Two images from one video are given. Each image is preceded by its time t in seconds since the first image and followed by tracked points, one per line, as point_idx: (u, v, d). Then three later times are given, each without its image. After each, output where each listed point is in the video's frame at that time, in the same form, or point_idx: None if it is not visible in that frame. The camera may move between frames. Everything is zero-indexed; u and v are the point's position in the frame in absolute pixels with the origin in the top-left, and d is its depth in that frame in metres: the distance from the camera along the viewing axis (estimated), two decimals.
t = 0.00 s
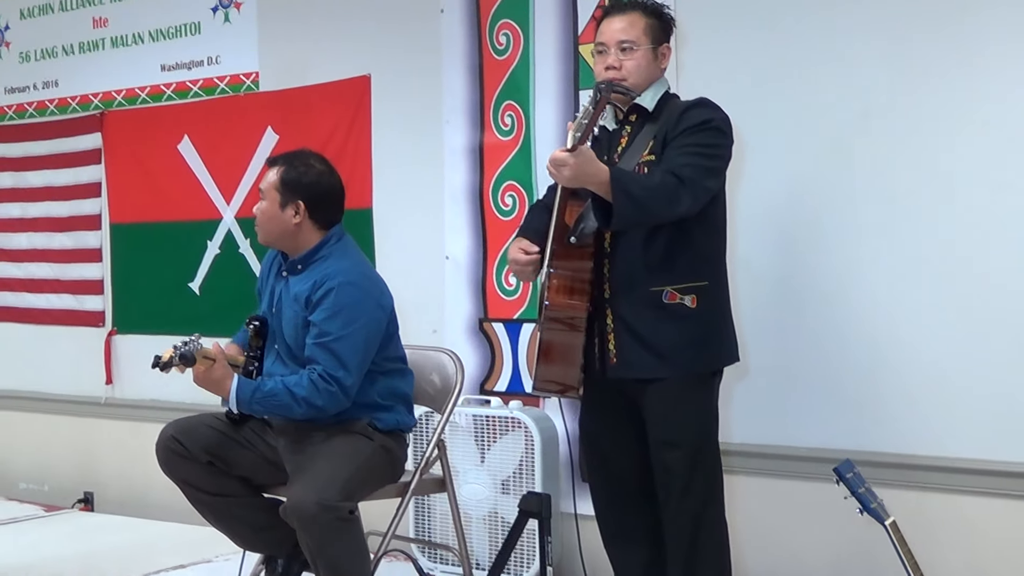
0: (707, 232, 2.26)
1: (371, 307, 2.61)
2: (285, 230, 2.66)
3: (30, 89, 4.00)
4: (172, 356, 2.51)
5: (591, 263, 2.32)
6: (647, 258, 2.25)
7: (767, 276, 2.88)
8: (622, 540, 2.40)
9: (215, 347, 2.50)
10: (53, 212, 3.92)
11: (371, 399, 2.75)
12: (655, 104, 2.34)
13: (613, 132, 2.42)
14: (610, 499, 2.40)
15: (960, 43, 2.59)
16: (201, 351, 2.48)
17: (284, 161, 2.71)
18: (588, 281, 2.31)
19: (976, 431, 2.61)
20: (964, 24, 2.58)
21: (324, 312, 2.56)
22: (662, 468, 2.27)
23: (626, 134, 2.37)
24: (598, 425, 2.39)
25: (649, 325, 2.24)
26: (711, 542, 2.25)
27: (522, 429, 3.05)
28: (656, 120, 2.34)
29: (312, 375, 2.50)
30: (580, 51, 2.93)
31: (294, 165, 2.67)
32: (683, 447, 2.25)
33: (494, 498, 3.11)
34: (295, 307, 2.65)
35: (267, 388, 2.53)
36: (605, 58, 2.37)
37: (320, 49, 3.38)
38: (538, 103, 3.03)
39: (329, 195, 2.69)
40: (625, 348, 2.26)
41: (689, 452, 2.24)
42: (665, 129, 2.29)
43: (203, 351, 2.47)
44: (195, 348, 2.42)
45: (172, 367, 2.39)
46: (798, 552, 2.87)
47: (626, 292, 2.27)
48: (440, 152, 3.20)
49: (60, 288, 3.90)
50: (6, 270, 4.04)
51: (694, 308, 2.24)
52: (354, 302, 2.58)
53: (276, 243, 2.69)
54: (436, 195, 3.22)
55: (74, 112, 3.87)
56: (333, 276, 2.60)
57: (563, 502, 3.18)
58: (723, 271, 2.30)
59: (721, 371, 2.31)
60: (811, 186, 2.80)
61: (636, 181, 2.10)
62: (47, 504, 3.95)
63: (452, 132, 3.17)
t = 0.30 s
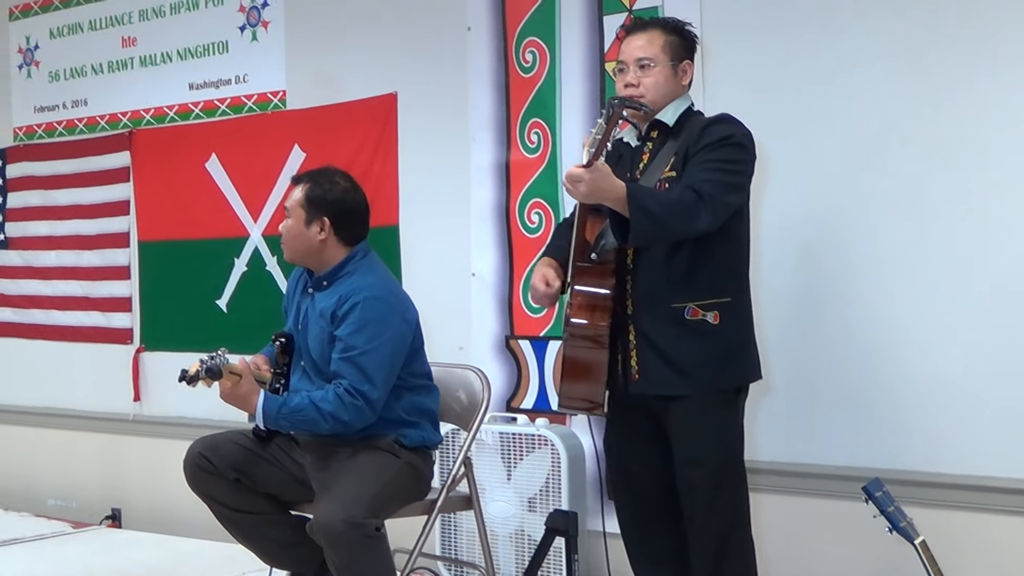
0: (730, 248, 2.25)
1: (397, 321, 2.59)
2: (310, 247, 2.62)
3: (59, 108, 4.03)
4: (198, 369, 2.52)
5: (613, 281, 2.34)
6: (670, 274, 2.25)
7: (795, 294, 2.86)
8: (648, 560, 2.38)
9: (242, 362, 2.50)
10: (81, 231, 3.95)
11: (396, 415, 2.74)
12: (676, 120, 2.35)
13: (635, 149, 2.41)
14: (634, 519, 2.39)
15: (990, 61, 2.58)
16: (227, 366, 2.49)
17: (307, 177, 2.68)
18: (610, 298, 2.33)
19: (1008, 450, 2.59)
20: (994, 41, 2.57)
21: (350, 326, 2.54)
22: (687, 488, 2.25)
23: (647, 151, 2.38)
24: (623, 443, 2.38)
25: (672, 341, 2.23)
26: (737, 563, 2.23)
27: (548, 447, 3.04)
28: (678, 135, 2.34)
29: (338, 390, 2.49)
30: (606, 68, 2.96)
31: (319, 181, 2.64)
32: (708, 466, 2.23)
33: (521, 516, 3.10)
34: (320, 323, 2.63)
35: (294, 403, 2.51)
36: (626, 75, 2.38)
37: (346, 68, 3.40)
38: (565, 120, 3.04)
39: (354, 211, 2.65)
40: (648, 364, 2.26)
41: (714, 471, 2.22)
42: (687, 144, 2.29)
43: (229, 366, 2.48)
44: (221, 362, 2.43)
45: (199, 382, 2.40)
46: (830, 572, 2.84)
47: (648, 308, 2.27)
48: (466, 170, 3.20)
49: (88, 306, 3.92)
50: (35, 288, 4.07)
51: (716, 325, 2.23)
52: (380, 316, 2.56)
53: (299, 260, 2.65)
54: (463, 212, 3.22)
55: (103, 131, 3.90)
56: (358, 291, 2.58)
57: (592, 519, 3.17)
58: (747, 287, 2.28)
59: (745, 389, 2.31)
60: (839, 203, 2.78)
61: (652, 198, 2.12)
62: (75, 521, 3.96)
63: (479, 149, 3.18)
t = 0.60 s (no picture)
0: (752, 264, 2.24)
1: (424, 337, 2.57)
2: (363, 266, 2.64)
3: (85, 124, 4.05)
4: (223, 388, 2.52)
5: (633, 298, 2.34)
6: (690, 288, 2.24)
7: (822, 309, 2.84)
8: None
9: (267, 380, 2.49)
10: (108, 246, 3.97)
11: (422, 431, 2.73)
12: (697, 135, 2.35)
13: (656, 164, 2.43)
14: (656, 535, 2.38)
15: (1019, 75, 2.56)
16: (253, 384, 2.48)
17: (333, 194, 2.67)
18: (630, 315, 2.33)
19: None
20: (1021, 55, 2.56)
21: (376, 343, 2.53)
22: (708, 504, 2.25)
23: (668, 166, 2.39)
24: (650, 460, 2.38)
25: (693, 356, 2.23)
26: None
27: (573, 462, 3.03)
28: (699, 149, 2.34)
29: (364, 406, 2.48)
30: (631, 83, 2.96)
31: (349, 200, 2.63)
32: (728, 482, 2.22)
33: (546, 531, 3.09)
34: (346, 339, 2.63)
35: (319, 420, 2.51)
36: (647, 91, 2.38)
37: (371, 83, 3.41)
38: (589, 135, 3.04)
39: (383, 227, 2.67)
40: (668, 380, 2.25)
41: (735, 488, 2.22)
42: (707, 158, 2.28)
43: (255, 385, 2.47)
44: (247, 382, 2.42)
45: (225, 401, 2.39)
46: None
47: (669, 323, 2.26)
48: (490, 185, 3.21)
49: (114, 321, 3.94)
50: (61, 302, 4.08)
51: (737, 340, 2.22)
52: (407, 332, 2.55)
53: (351, 282, 2.65)
54: (488, 227, 3.22)
55: (129, 146, 3.93)
56: (385, 307, 2.58)
57: (617, 534, 3.17)
58: (769, 303, 2.27)
59: (769, 405, 2.29)
60: (867, 218, 2.77)
61: (672, 213, 2.12)
62: (101, 535, 3.97)
63: (503, 164, 3.18)
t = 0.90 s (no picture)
0: (771, 276, 2.23)
1: (443, 349, 2.57)
2: (386, 277, 2.64)
3: (106, 136, 4.07)
4: (242, 400, 2.52)
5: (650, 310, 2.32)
6: (709, 301, 2.24)
7: (843, 322, 2.83)
8: None
9: (285, 391, 2.49)
10: (129, 257, 3.99)
11: (442, 443, 2.73)
12: (717, 149, 2.34)
13: (673, 177, 2.41)
14: (675, 548, 2.37)
15: None
16: (271, 396, 2.47)
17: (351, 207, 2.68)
18: (647, 327, 2.32)
19: None
20: None
21: (398, 355, 2.53)
22: (728, 516, 2.23)
23: (686, 178, 2.38)
24: (671, 474, 2.37)
25: (711, 370, 2.22)
26: None
27: (593, 473, 3.02)
28: (717, 162, 2.33)
29: (387, 417, 2.48)
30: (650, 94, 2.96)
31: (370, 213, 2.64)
32: (748, 494, 2.21)
33: (565, 543, 3.08)
34: (366, 351, 2.62)
35: (343, 422, 2.51)
36: (665, 106, 2.37)
37: (391, 95, 3.41)
38: (609, 146, 3.04)
39: (401, 239, 2.67)
40: (687, 394, 2.25)
41: (755, 499, 2.20)
42: (725, 170, 2.28)
43: (273, 396, 2.47)
44: (264, 394, 2.42)
45: (243, 413, 2.38)
46: None
47: (688, 336, 2.26)
48: (509, 196, 3.21)
49: (135, 332, 3.96)
50: (82, 313, 4.10)
51: (756, 352, 2.21)
52: (427, 344, 2.55)
53: (373, 293, 2.65)
54: (507, 238, 3.22)
55: (149, 158, 3.94)
56: (405, 319, 2.58)
57: (637, 546, 3.16)
58: (788, 315, 2.26)
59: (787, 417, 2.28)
60: (889, 229, 2.75)
61: (690, 222, 2.11)
62: (121, 545, 3.98)
63: (523, 175, 3.18)
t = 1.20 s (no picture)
0: (793, 283, 2.22)
1: (464, 356, 2.56)
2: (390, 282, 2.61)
3: (129, 143, 4.09)
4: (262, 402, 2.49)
5: (671, 318, 2.34)
6: (730, 310, 2.23)
7: (866, 330, 2.81)
8: None
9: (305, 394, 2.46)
10: (151, 264, 4.00)
11: (463, 451, 2.73)
12: (736, 155, 2.34)
13: (694, 184, 2.42)
14: (696, 557, 2.36)
15: None
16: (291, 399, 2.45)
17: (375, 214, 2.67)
18: (668, 336, 2.33)
19: None
20: None
21: (418, 362, 2.52)
22: (749, 525, 2.22)
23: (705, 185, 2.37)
24: (694, 484, 2.36)
25: (732, 379, 2.21)
26: None
27: (614, 481, 3.02)
28: (738, 169, 2.33)
29: (407, 423, 2.46)
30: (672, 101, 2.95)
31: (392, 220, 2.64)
32: (768, 503, 2.19)
33: (586, 551, 3.08)
34: (387, 358, 2.62)
35: (363, 427, 2.49)
36: (684, 111, 2.37)
37: (413, 103, 3.42)
38: (630, 153, 3.04)
39: (419, 246, 2.65)
40: (708, 402, 2.24)
41: (776, 508, 2.18)
42: (745, 178, 2.27)
43: (293, 400, 2.44)
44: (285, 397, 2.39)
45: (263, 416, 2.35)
46: None
47: (708, 341, 2.25)
48: (530, 203, 3.21)
49: (157, 339, 3.97)
50: (104, 320, 4.12)
51: (778, 361, 2.20)
52: (447, 351, 2.54)
53: (378, 297, 2.63)
54: (529, 246, 3.22)
55: (171, 165, 3.96)
56: (426, 326, 2.57)
57: (658, 554, 3.16)
58: (811, 323, 2.25)
59: (809, 425, 2.26)
60: (913, 237, 2.73)
61: (712, 231, 2.10)
62: (143, 552, 3.99)
63: (544, 182, 3.18)
